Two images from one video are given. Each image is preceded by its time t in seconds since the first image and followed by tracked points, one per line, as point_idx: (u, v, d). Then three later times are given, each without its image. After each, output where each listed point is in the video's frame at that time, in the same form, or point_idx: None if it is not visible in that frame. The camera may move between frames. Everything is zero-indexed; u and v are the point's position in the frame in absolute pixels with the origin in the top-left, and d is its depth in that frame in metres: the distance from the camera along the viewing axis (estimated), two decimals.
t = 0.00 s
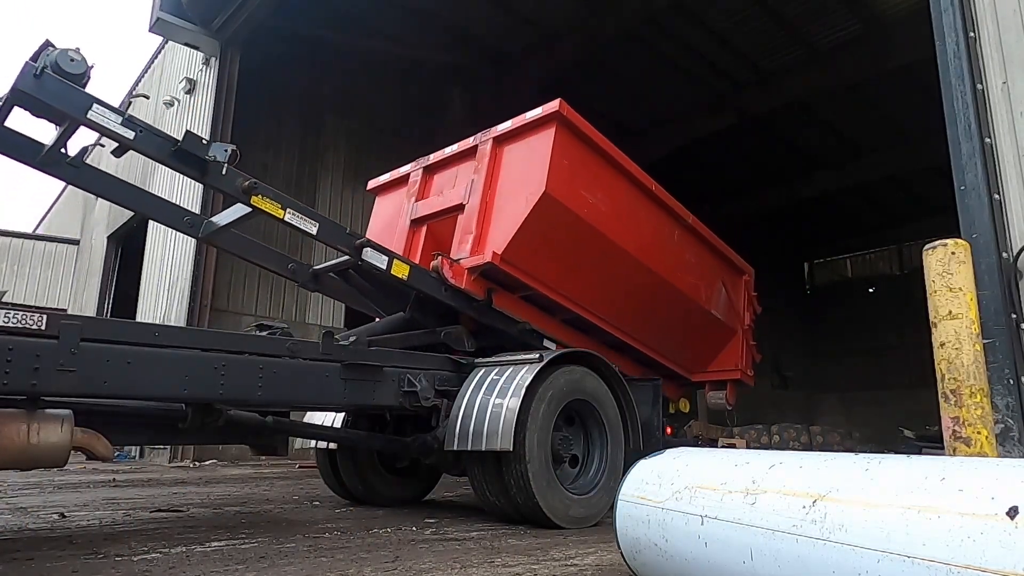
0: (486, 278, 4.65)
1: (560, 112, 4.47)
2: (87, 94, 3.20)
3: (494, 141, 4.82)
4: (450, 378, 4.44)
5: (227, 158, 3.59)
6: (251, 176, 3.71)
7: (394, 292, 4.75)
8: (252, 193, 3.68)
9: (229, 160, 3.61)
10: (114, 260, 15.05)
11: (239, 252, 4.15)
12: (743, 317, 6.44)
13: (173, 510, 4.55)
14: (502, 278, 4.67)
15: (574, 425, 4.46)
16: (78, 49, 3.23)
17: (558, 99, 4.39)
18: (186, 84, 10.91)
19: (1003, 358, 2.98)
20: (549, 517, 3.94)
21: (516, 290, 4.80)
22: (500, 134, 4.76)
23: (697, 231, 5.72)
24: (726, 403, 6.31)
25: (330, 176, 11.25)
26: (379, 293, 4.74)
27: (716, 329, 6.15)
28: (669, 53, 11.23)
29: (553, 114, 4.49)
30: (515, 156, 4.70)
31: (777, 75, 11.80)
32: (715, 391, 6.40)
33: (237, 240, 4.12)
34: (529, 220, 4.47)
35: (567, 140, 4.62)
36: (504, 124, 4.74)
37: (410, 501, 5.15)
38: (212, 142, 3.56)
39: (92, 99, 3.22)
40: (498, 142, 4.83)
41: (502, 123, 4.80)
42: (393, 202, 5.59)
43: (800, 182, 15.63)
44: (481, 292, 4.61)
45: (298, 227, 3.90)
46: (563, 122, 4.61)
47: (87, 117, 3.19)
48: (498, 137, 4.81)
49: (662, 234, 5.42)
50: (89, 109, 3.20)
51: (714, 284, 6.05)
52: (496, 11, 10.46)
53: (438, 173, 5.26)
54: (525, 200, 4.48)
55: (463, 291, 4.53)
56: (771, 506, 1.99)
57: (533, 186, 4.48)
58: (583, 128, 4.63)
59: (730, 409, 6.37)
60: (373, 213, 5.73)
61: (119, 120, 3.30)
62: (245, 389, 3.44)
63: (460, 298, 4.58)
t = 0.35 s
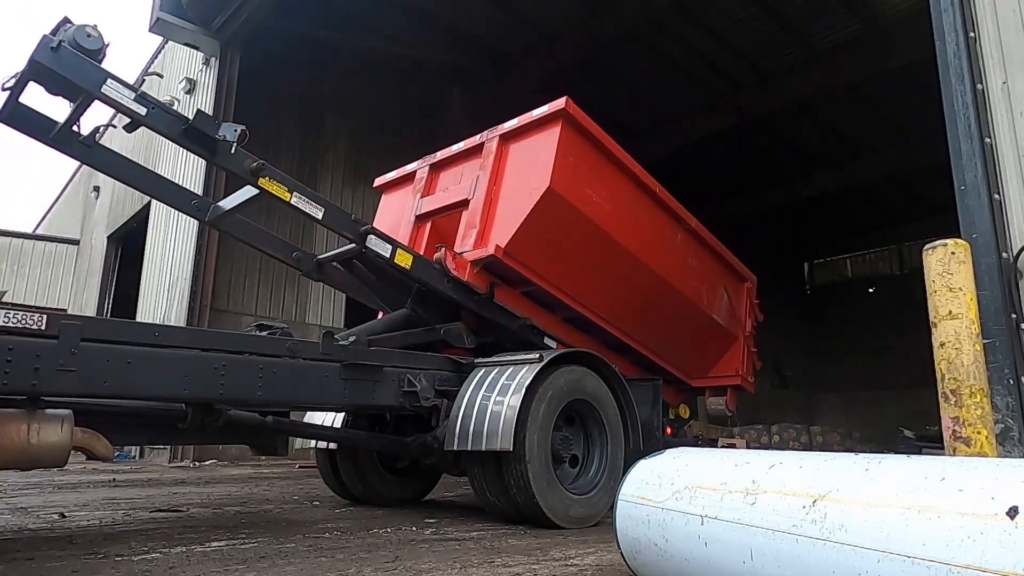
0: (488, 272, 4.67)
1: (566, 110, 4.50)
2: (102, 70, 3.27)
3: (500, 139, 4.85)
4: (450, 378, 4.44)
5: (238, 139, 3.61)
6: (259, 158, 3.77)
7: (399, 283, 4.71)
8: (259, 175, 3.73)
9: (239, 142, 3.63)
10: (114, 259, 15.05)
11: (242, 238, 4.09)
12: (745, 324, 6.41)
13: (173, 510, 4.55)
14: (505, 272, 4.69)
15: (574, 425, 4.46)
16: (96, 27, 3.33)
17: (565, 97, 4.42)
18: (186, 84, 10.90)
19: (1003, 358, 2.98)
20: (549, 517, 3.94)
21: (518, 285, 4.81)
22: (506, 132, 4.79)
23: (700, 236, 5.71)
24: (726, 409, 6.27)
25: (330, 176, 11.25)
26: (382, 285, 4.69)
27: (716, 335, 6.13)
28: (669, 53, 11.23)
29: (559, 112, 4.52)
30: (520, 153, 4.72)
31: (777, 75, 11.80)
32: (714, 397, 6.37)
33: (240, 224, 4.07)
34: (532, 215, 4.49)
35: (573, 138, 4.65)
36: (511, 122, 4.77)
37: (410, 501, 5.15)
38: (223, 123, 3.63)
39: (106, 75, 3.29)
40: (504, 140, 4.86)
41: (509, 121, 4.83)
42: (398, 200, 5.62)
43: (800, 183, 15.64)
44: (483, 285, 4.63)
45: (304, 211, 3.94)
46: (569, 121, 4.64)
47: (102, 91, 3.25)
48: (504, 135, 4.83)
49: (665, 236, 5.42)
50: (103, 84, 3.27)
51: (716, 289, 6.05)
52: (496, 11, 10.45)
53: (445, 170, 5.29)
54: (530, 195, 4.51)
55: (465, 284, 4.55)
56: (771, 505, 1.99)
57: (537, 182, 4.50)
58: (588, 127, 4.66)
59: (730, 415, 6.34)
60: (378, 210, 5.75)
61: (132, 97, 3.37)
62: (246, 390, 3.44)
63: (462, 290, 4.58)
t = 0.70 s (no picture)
0: (491, 266, 4.69)
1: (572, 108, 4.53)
2: (118, 47, 3.42)
3: (506, 137, 4.87)
4: (450, 378, 4.43)
5: (247, 119, 3.72)
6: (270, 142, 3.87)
7: (401, 275, 4.65)
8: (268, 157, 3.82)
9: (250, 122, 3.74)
10: (114, 260, 15.07)
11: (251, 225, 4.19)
12: (746, 330, 6.38)
13: (173, 510, 4.55)
14: (508, 266, 4.69)
15: (574, 424, 4.46)
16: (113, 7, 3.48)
17: (571, 95, 4.44)
18: (186, 84, 10.91)
19: (1003, 358, 2.98)
20: (549, 518, 3.94)
21: (521, 280, 4.82)
22: (512, 130, 4.80)
23: (703, 240, 5.71)
24: (726, 415, 6.26)
25: (330, 177, 11.26)
26: (384, 278, 4.63)
27: (717, 340, 6.10)
28: (669, 53, 11.24)
29: (565, 110, 4.54)
30: (526, 151, 4.74)
31: (777, 75, 11.80)
32: (714, 403, 6.35)
33: (247, 211, 4.17)
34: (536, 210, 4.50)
35: (578, 137, 4.67)
36: (517, 120, 4.79)
37: (411, 500, 5.15)
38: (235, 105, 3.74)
39: (122, 52, 3.44)
40: (510, 138, 4.87)
41: (515, 119, 4.85)
42: (403, 197, 5.62)
43: (801, 182, 15.64)
44: (485, 279, 4.64)
45: (310, 195, 4.00)
46: (575, 119, 4.67)
47: (115, 67, 3.40)
48: (511, 132, 4.85)
49: (668, 238, 5.42)
50: (118, 60, 3.41)
51: (717, 295, 6.02)
52: (496, 11, 10.45)
53: (451, 168, 5.30)
54: (534, 191, 4.53)
55: (468, 277, 4.56)
56: (771, 505, 1.99)
57: (541, 178, 4.52)
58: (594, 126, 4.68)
59: (730, 421, 6.32)
60: (383, 208, 5.75)
61: (145, 74, 3.50)
62: (245, 390, 3.44)
63: (465, 283, 4.58)
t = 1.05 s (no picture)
0: (494, 261, 4.71)
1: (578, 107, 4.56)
2: (135, 27, 3.55)
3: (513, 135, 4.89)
4: (449, 378, 4.43)
5: (257, 101, 3.79)
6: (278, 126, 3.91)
7: (404, 266, 4.68)
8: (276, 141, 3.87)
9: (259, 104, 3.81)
10: (114, 260, 15.06)
11: (253, 212, 4.15)
12: (747, 337, 6.33)
13: (173, 510, 4.55)
14: (510, 262, 4.71)
15: (574, 425, 4.46)
16: None
17: (578, 94, 4.47)
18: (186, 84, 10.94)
19: (1003, 358, 2.98)
20: (549, 518, 3.94)
21: (523, 277, 4.83)
22: (519, 128, 4.83)
23: (706, 244, 5.69)
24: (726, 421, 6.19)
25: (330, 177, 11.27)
26: (387, 270, 4.67)
27: (718, 345, 6.05)
28: (669, 53, 11.24)
29: (571, 108, 4.57)
30: (532, 150, 4.76)
31: (777, 75, 11.80)
32: (714, 408, 6.29)
33: (253, 197, 4.16)
34: (539, 207, 4.52)
35: (583, 137, 4.69)
36: (524, 119, 4.82)
37: (410, 500, 5.14)
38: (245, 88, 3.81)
39: (137, 32, 3.56)
40: (516, 137, 4.90)
41: (522, 118, 4.88)
42: (409, 195, 5.63)
43: (800, 182, 15.64)
44: (487, 273, 4.66)
45: (317, 180, 4.05)
46: (581, 119, 4.69)
47: (130, 44, 3.52)
48: (517, 131, 4.87)
49: (671, 241, 5.41)
50: (133, 38, 3.53)
51: (719, 300, 5.99)
52: (496, 11, 10.45)
53: (457, 166, 5.32)
54: (538, 188, 4.55)
55: (470, 270, 4.58)
56: (771, 506, 1.99)
57: (545, 176, 4.55)
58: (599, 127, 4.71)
59: (730, 428, 6.26)
60: (389, 206, 5.77)
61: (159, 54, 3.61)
62: (245, 390, 3.44)
63: (467, 277, 4.59)
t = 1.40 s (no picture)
0: (497, 256, 4.71)
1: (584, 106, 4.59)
2: (150, 7, 3.57)
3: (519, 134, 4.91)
4: (449, 378, 4.43)
5: (267, 86, 3.82)
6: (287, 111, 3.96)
7: (408, 260, 4.64)
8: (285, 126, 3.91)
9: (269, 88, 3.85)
10: (114, 260, 15.06)
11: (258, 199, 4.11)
12: (748, 343, 6.27)
13: (173, 510, 4.55)
14: (513, 257, 4.71)
15: (574, 425, 4.45)
16: None
17: (584, 92, 4.51)
18: (186, 84, 10.99)
19: (1003, 358, 2.98)
20: (549, 518, 3.94)
21: (526, 273, 4.83)
22: (525, 127, 4.85)
23: (708, 248, 5.67)
24: (727, 426, 6.13)
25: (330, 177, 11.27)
26: (389, 264, 4.66)
27: (719, 350, 6.01)
28: (669, 53, 11.24)
29: (577, 107, 4.60)
30: (538, 148, 4.78)
31: (777, 75, 11.80)
32: (714, 413, 6.24)
33: (261, 184, 4.14)
34: (542, 202, 4.54)
35: (589, 136, 4.72)
36: (530, 117, 4.84)
37: (411, 501, 5.15)
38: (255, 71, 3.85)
39: (152, 12, 3.58)
40: (522, 136, 4.92)
41: (528, 117, 4.90)
42: (414, 194, 5.64)
43: (800, 182, 15.65)
44: (490, 268, 4.66)
45: (325, 166, 4.09)
46: (586, 119, 4.72)
47: (147, 24, 3.54)
48: (523, 130, 4.89)
49: (674, 243, 5.40)
50: (149, 18, 3.55)
51: (721, 305, 5.97)
52: (495, 11, 10.45)
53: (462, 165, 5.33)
54: (543, 184, 4.57)
55: (474, 264, 4.58)
56: (771, 506, 1.99)
57: (550, 172, 4.57)
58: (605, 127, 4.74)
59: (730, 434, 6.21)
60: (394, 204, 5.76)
61: (174, 35, 3.64)
62: (245, 390, 3.44)
63: (470, 271, 4.60)
